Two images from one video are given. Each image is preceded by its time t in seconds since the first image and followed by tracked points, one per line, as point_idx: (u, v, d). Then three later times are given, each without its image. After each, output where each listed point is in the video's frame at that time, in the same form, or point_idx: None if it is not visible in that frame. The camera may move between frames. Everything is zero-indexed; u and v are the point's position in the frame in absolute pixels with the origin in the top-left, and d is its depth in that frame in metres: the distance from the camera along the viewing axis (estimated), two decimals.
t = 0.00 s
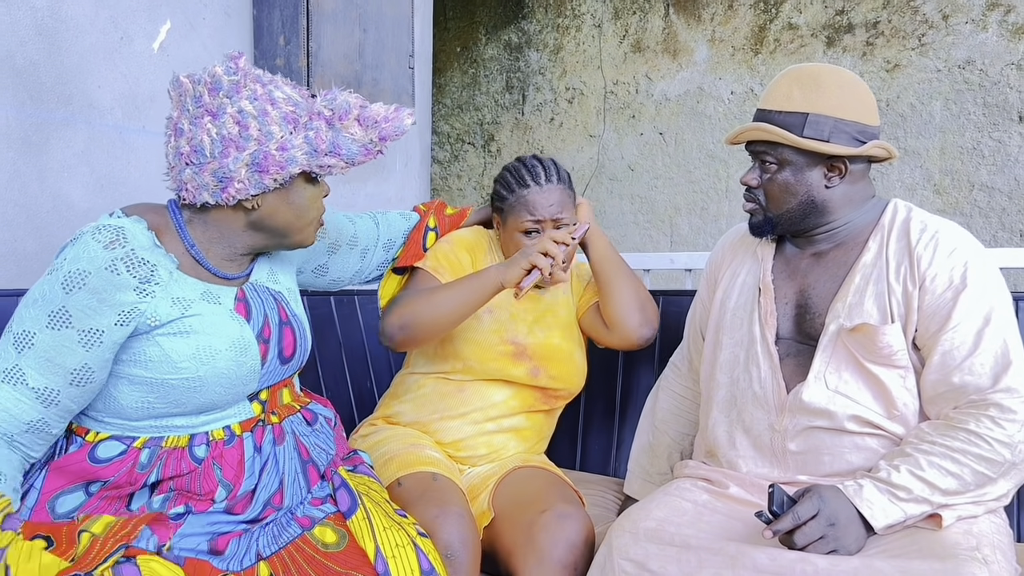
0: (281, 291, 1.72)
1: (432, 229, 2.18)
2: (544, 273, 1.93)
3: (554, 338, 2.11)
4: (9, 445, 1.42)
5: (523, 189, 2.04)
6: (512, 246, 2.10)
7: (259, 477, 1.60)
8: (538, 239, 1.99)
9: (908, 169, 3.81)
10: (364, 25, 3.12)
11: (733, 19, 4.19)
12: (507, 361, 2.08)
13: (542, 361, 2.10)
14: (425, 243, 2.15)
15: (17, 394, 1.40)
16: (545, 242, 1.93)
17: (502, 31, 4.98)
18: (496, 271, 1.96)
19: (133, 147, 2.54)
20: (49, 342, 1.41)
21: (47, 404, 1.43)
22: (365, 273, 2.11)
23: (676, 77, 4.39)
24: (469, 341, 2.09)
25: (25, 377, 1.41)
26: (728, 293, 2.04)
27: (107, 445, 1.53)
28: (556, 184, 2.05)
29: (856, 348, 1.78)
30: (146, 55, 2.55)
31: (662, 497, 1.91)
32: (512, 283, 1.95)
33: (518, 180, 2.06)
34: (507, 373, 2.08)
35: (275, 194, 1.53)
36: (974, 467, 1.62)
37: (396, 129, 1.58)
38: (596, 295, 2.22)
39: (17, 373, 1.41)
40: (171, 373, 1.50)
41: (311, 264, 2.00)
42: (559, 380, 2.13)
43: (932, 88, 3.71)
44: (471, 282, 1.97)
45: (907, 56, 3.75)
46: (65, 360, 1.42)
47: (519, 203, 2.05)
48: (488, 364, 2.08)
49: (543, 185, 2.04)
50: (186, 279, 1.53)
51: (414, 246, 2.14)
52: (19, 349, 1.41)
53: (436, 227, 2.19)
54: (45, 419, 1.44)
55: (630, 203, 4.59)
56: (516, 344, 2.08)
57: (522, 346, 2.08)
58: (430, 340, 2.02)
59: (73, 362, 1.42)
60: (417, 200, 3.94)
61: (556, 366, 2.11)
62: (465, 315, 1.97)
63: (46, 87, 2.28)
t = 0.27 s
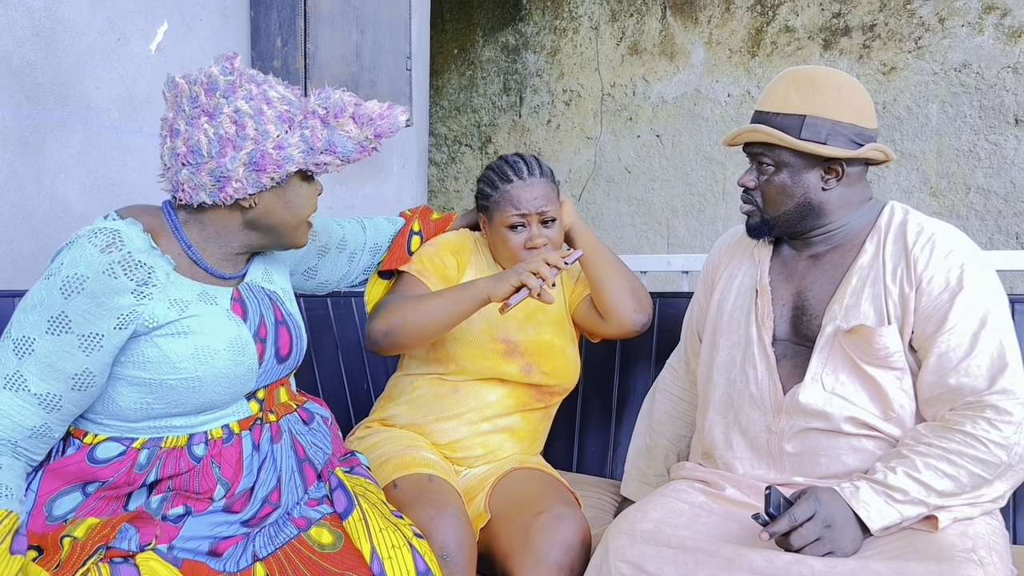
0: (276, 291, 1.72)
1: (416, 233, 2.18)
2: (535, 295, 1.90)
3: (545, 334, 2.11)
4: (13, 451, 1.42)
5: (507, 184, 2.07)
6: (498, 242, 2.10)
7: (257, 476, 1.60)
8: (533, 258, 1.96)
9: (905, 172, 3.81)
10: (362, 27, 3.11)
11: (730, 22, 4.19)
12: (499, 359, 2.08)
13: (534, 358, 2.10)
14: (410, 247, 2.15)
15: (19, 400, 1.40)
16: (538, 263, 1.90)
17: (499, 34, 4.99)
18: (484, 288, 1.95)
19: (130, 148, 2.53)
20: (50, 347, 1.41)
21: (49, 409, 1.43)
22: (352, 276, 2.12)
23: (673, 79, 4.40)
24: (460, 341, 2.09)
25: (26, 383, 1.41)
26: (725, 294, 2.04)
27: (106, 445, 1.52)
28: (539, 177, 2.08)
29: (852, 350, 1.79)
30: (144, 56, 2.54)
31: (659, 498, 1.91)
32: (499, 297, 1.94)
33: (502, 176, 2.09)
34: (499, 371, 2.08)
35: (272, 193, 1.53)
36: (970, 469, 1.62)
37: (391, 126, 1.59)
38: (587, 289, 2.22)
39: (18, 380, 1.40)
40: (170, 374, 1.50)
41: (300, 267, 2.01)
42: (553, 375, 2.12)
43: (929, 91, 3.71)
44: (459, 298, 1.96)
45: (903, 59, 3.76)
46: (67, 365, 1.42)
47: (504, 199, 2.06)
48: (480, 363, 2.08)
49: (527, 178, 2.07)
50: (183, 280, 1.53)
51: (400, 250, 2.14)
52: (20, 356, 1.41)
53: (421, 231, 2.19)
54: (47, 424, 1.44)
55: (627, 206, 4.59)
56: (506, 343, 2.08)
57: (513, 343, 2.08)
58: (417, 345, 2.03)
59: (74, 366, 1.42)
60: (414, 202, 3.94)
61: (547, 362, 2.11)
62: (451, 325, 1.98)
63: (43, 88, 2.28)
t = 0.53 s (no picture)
0: (273, 290, 1.72)
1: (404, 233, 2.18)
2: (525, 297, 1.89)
3: (539, 331, 2.10)
4: (15, 456, 1.44)
5: (492, 175, 2.07)
6: (483, 234, 2.09)
7: (256, 474, 1.60)
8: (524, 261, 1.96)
9: (902, 172, 3.81)
10: (360, 26, 3.10)
11: (728, 22, 4.19)
12: (493, 358, 2.07)
13: (528, 355, 2.09)
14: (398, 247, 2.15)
15: (21, 403, 1.41)
16: (528, 266, 1.90)
17: (497, 34, 4.99)
18: (473, 289, 1.94)
19: (127, 147, 2.53)
20: (52, 349, 1.41)
21: (51, 411, 1.43)
22: (342, 277, 2.15)
23: (671, 80, 4.40)
24: (453, 341, 2.08)
25: (27, 386, 1.41)
26: (724, 293, 2.04)
27: (105, 445, 1.52)
28: (524, 168, 2.09)
29: (851, 349, 1.78)
30: (141, 54, 2.54)
31: (656, 497, 1.91)
32: (488, 298, 1.93)
33: (487, 170, 2.09)
34: (493, 370, 2.07)
35: (269, 189, 1.54)
36: (968, 468, 1.62)
37: (385, 118, 1.59)
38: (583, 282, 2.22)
39: (20, 383, 1.40)
40: (170, 373, 1.49)
41: (293, 267, 2.05)
42: (547, 372, 2.12)
43: (927, 91, 3.72)
44: (448, 300, 1.96)
45: (901, 60, 3.76)
46: (69, 367, 1.42)
47: (489, 188, 2.06)
48: (473, 362, 2.08)
49: (512, 169, 2.07)
50: (182, 279, 1.53)
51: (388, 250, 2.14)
52: (21, 358, 1.40)
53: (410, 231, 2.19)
54: (50, 427, 1.44)
55: (625, 206, 4.59)
56: (499, 340, 2.07)
57: (506, 341, 2.07)
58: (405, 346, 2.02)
59: (76, 368, 1.42)
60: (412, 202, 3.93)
61: (541, 358, 2.10)
62: (439, 325, 1.97)
63: (40, 86, 2.27)
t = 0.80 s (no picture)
0: (268, 290, 1.72)
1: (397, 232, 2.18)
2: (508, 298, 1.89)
3: (529, 331, 2.10)
4: (10, 457, 1.42)
5: (479, 161, 2.11)
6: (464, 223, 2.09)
7: (252, 473, 1.60)
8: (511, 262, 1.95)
9: (901, 172, 3.79)
10: (357, 25, 3.09)
11: (727, 22, 4.18)
12: (483, 358, 2.07)
13: (518, 353, 2.08)
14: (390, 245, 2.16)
15: (17, 404, 1.40)
16: (513, 267, 1.89)
17: (496, 34, 4.99)
18: (457, 286, 1.94)
19: (124, 146, 2.52)
20: (49, 349, 1.40)
21: (48, 412, 1.42)
22: (335, 277, 2.16)
23: (669, 79, 4.39)
24: (442, 345, 2.09)
25: (24, 386, 1.40)
26: (722, 291, 2.04)
27: (101, 444, 1.51)
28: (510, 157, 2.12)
29: (850, 347, 1.78)
30: (138, 54, 2.53)
31: (654, 497, 1.90)
32: (471, 296, 1.93)
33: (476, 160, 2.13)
34: (484, 370, 2.07)
35: (267, 189, 1.53)
36: (967, 467, 1.62)
37: (383, 118, 1.60)
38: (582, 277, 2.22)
39: (16, 383, 1.39)
40: (168, 373, 1.49)
41: (287, 266, 2.05)
42: (538, 372, 2.11)
43: (925, 91, 3.69)
44: (431, 296, 1.95)
45: (900, 59, 3.73)
46: (66, 367, 1.41)
47: (474, 173, 2.10)
48: (462, 363, 2.07)
49: (499, 157, 2.11)
50: (179, 279, 1.53)
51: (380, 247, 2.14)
52: (17, 358, 1.39)
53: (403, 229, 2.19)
54: (45, 427, 1.43)
55: (624, 206, 4.58)
56: (489, 339, 2.07)
57: (495, 341, 2.07)
58: (391, 342, 2.01)
59: (74, 367, 1.42)
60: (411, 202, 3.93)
61: (532, 357, 2.09)
62: (423, 322, 1.97)
63: (37, 85, 2.27)
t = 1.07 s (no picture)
0: (264, 288, 1.72)
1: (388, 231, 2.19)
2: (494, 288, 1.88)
3: (524, 331, 2.09)
4: (7, 457, 1.42)
5: (474, 165, 2.08)
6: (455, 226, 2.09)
7: (251, 471, 1.60)
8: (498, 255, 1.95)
9: (899, 171, 3.76)
10: (355, 25, 3.07)
11: (725, 22, 4.17)
12: (477, 359, 2.06)
13: (513, 354, 2.08)
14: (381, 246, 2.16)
15: (14, 404, 1.39)
16: (499, 257, 1.89)
17: (494, 34, 4.99)
18: (444, 280, 1.93)
19: (122, 147, 2.52)
20: (45, 349, 1.39)
21: (45, 411, 1.42)
22: (329, 275, 2.17)
23: (668, 79, 4.38)
24: (436, 346, 2.08)
25: (21, 386, 1.39)
26: (720, 289, 2.04)
27: (99, 443, 1.51)
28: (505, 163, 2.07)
29: (848, 347, 1.78)
30: (136, 54, 2.53)
31: (652, 496, 1.90)
32: (456, 289, 1.92)
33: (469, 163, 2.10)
34: (478, 371, 2.06)
35: (261, 186, 1.52)
36: (965, 467, 1.61)
37: (376, 114, 1.59)
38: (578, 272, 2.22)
39: (13, 383, 1.39)
40: (166, 371, 1.49)
41: (281, 266, 2.06)
42: (533, 372, 2.10)
43: (923, 90, 3.66)
44: (418, 291, 1.95)
45: (898, 59, 3.70)
46: (63, 366, 1.40)
47: (467, 177, 2.08)
48: (456, 365, 2.07)
49: (492, 162, 2.07)
50: (176, 278, 1.52)
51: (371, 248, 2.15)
52: (14, 358, 1.38)
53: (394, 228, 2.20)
54: (43, 426, 1.43)
55: (622, 206, 4.58)
56: (483, 341, 2.06)
57: (490, 342, 2.07)
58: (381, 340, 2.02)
59: (71, 367, 1.41)
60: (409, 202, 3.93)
61: (527, 358, 2.09)
62: (410, 317, 1.97)
63: (35, 86, 2.27)
